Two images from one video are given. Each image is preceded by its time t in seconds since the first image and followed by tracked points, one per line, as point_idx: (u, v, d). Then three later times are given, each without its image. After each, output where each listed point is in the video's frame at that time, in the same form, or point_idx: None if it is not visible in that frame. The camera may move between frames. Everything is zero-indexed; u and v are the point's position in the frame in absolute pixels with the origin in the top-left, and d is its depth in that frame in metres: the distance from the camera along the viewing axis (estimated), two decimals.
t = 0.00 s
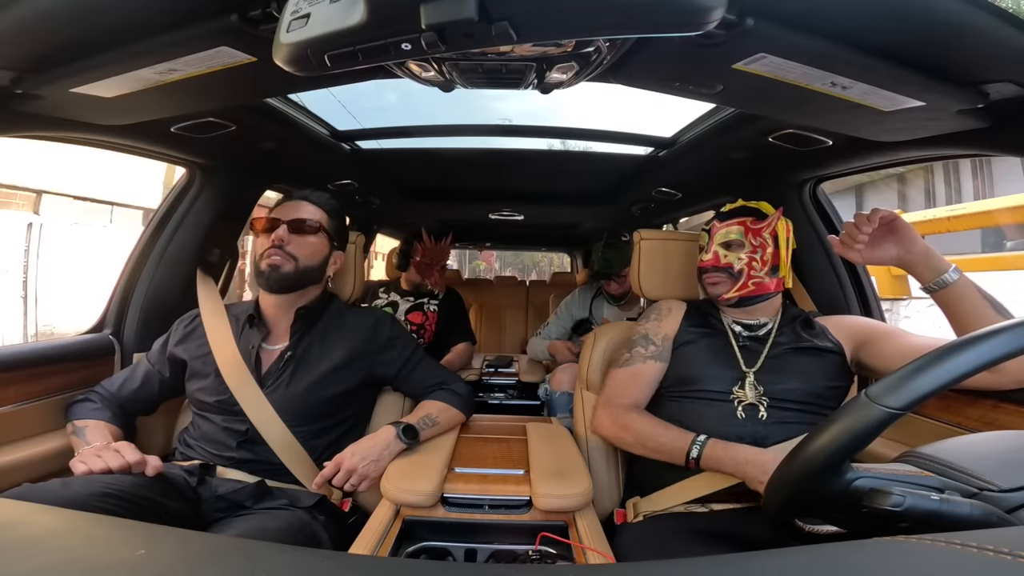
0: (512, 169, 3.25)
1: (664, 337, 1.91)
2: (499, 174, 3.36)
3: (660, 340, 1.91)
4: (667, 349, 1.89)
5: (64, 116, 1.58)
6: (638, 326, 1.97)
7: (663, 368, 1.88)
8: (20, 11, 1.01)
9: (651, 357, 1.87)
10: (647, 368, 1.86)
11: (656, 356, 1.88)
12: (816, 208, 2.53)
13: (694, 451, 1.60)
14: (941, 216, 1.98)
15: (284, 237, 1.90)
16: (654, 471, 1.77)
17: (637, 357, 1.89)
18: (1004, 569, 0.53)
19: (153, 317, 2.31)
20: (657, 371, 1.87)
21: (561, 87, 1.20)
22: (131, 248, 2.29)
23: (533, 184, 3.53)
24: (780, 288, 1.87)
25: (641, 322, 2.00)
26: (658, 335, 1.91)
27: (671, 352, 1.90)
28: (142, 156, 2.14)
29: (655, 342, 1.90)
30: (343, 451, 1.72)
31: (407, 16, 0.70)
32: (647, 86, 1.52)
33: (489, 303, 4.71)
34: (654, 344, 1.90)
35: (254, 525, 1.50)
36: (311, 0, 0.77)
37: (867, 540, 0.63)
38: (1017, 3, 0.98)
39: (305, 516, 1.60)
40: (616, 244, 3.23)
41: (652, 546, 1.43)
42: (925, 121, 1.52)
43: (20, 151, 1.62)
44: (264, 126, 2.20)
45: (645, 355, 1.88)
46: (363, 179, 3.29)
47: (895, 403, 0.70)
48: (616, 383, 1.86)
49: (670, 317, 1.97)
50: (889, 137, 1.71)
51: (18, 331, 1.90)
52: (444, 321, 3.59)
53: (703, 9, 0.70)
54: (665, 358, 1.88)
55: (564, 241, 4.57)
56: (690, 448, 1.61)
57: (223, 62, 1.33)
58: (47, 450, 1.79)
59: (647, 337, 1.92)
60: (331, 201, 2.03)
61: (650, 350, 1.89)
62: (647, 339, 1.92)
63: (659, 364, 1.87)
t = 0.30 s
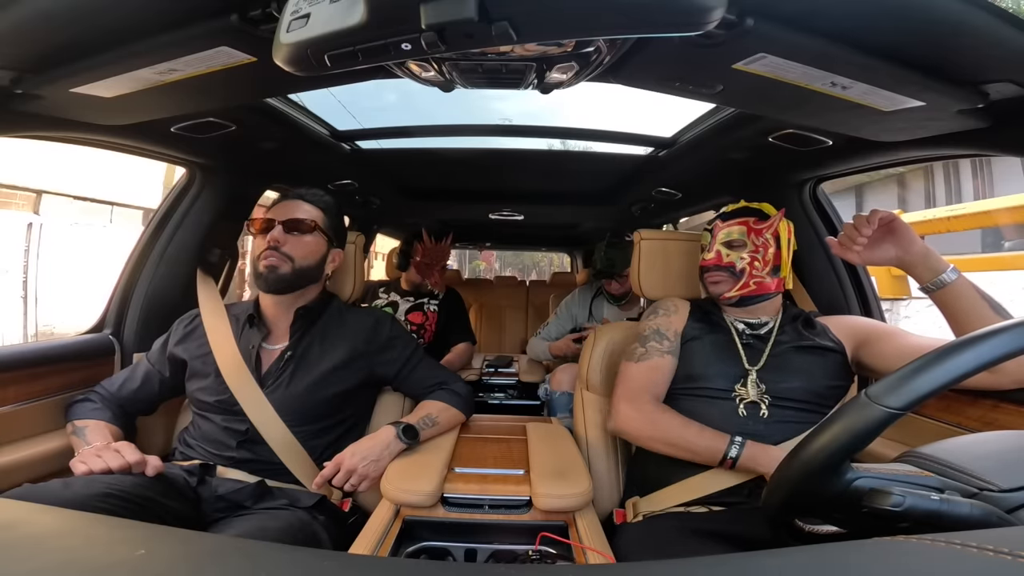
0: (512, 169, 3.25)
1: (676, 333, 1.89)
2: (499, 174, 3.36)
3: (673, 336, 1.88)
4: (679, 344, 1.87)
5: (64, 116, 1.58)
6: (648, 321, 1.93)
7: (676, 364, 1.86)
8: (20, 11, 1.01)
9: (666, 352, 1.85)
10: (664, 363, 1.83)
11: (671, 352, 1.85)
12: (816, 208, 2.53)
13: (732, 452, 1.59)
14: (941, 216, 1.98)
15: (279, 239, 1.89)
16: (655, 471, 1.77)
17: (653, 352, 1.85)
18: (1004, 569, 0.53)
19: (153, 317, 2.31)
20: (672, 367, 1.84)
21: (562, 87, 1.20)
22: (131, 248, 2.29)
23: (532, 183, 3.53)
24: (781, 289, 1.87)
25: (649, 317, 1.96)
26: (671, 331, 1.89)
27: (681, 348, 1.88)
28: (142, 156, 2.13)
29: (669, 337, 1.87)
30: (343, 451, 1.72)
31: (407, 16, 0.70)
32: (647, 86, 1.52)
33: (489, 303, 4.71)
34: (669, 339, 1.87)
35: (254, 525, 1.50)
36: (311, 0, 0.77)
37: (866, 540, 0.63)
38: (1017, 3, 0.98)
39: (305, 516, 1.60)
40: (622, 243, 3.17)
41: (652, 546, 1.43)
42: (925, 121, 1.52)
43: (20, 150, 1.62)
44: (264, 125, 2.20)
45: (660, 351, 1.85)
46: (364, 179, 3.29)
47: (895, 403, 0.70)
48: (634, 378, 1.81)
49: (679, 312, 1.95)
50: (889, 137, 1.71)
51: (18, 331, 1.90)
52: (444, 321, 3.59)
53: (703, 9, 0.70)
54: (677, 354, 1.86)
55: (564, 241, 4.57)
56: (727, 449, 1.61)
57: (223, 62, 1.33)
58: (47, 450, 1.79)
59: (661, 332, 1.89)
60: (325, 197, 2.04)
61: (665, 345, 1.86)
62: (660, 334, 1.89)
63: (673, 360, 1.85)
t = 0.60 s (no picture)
0: (512, 169, 3.25)
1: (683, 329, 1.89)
2: (499, 174, 3.36)
3: (680, 331, 1.88)
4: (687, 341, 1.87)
5: (64, 116, 1.58)
6: (655, 317, 1.93)
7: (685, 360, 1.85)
8: (20, 12, 1.01)
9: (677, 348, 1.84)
10: (674, 358, 1.82)
11: (680, 347, 1.84)
12: (816, 208, 2.54)
13: (754, 443, 1.59)
14: (941, 216, 1.98)
15: (274, 242, 1.89)
16: (655, 470, 1.77)
17: (663, 348, 1.84)
18: (1004, 569, 0.53)
19: (153, 317, 2.31)
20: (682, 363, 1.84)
21: (562, 87, 1.20)
22: (131, 248, 2.29)
23: (532, 183, 3.53)
24: (782, 289, 1.87)
25: (655, 313, 1.95)
26: (678, 326, 1.88)
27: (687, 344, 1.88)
28: (142, 156, 2.14)
29: (678, 333, 1.87)
30: (343, 451, 1.72)
31: (408, 16, 0.70)
32: (647, 86, 1.52)
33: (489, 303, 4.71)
34: (677, 335, 1.87)
35: (254, 525, 1.50)
36: (311, 0, 0.77)
37: (866, 540, 0.63)
38: (1018, 3, 0.98)
39: (305, 516, 1.60)
40: (624, 242, 3.17)
41: (652, 546, 1.43)
42: (925, 121, 1.52)
43: (20, 150, 1.62)
44: (264, 125, 2.19)
45: (671, 346, 1.84)
46: (364, 179, 3.29)
47: (895, 403, 0.70)
48: (645, 371, 1.79)
49: (684, 309, 1.95)
50: (889, 137, 1.71)
51: (18, 331, 1.89)
52: (444, 321, 3.59)
53: (703, 9, 0.70)
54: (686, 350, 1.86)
55: (564, 241, 4.57)
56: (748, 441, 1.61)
57: (223, 62, 1.33)
58: (47, 450, 1.79)
59: (668, 328, 1.88)
60: (321, 196, 2.02)
61: (675, 341, 1.85)
62: (667, 329, 1.88)
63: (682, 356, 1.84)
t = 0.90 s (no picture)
0: (512, 169, 3.25)
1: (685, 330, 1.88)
2: (499, 174, 3.36)
3: (681, 331, 1.87)
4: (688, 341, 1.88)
5: (64, 116, 1.58)
6: (656, 317, 1.92)
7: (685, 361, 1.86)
8: (20, 11, 1.01)
9: (679, 349, 1.83)
10: (677, 358, 1.81)
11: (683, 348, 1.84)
12: (816, 208, 2.53)
13: (765, 425, 1.61)
14: (941, 216, 1.97)
15: (272, 246, 1.87)
16: (655, 470, 1.77)
17: (665, 348, 1.83)
18: (1005, 569, 0.53)
19: (153, 317, 2.31)
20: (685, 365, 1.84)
21: (562, 87, 1.20)
22: (131, 248, 2.29)
23: (533, 183, 3.53)
24: (783, 291, 1.87)
25: (656, 313, 1.95)
26: (679, 327, 1.88)
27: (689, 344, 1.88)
28: (142, 156, 2.14)
29: (680, 333, 1.87)
30: (343, 451, 1.72)
31: (407, 16, 0.70)
32: (647, 86, 1.52)
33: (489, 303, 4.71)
34: (680, 335, 1.86)
35: (254, 525, 1.50)
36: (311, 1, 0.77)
37: (866, 540, 0.64)
38: (1018, 3, 0.98)
39: (305, 516, 1.60)
40: (625, 242, 3.17)
41: (652, 546, 1.43)
42: (925, 121, 1.52)
43: (20, 150, 1.62)
44: (264, 125, 2.19)
45: (673, 347, 1.83)
46: (363, 179, 3.29)
47: (895, 403, 0.70)
48: (646, 372, 1.79)
49: (685, 310, 1.94)
50: (889, 137, 1.71)
51: (18, 331, 1.89)
52: (444, 321, 3.59)
53: (703, 9, 0.70)
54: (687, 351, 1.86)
55: (564, 241, 4.57)
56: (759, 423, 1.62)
57: (224, 62, 1.33)
58: (47, 450, 1.79)
59: (669, 328, 1.87)
60: (318, 197, 2.01)
61: (678, 342, 1.84)
62: (669, 330, 1.88)
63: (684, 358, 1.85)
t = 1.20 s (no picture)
0: (512, 169, 3.25)
1: (670, 331, 1.90)
2: (499, 174, 3.36)
3: (664, 335, 1.90)
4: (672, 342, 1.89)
5: (64, 116, 1.58)
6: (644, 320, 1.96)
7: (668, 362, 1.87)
8: (20, 11, 1.01)
9: (656, 351, 1.86)
10: (652, 362, 1.84)
11: (661, 350, 1.86)
12: (816, 208, 2.53)
13: (698, 422, 1.62)
14: (940, 216, 1.97)
15: (272, 246, 1.87)
16: (655, 470, 1.77)
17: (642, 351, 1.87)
18: (1004, 569, 0.53)
19: (153, 317, 2.31)
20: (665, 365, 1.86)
21: (562, 87, 1.20)
22: (131, 248, 2.29)
23: (533, 183, 3.53)
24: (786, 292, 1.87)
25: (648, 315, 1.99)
26: (662, 330, 1.90)
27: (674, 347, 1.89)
28: (142, 156, 2.14)
29: (660, 335, 1.89)
30: (343, 451, 1.72)
31: (407, 16, 0.70)
32: (648, 86, 1.52)
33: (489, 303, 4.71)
34: (660, 337, 1.89)
35: (254, 525, 1.50)
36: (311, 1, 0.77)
37: (867, 540, 0.64)
38: (1017, 3, 0.98)
39: (305, 516, 1.60)
40: (625, 242, 3.17)
41: (652, 546, 1.43)
42: (925, 121, 1.52)
43: (19, 150, 1.62)
44: (264, 125, 2.19)
45: (650, 349, 1.86)
46: (363, 179, 3.29)
47: (895, 403, 0.70)
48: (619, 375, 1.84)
49: (676, 313, 1.96)
50: (889, 137, 1.71)
51: (17, 331, 1.89)
52: (444, 321, 3.59)
53: (703, 9, 0.70)
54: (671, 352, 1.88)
55: (564, 241, 4.57)
56: (692, 420, 1.64)
57: (223, 62, 1.33)
58: (47, 450, 1.79)
59: (651, 331, 1.91)
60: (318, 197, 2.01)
61: (655, 344, 1.87)
62: (651, 333, 1.91)
63: (665, 359, 1.86)
